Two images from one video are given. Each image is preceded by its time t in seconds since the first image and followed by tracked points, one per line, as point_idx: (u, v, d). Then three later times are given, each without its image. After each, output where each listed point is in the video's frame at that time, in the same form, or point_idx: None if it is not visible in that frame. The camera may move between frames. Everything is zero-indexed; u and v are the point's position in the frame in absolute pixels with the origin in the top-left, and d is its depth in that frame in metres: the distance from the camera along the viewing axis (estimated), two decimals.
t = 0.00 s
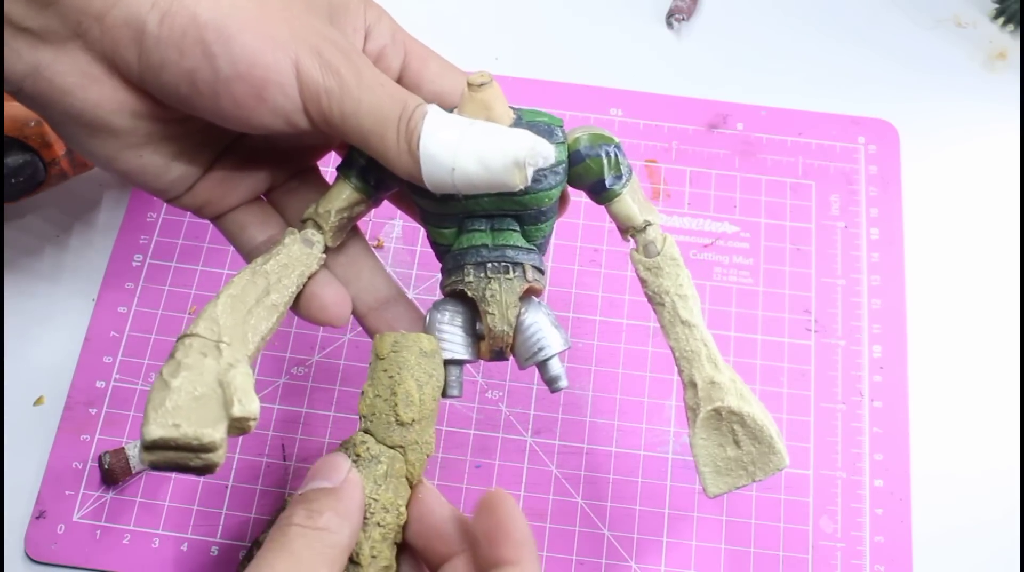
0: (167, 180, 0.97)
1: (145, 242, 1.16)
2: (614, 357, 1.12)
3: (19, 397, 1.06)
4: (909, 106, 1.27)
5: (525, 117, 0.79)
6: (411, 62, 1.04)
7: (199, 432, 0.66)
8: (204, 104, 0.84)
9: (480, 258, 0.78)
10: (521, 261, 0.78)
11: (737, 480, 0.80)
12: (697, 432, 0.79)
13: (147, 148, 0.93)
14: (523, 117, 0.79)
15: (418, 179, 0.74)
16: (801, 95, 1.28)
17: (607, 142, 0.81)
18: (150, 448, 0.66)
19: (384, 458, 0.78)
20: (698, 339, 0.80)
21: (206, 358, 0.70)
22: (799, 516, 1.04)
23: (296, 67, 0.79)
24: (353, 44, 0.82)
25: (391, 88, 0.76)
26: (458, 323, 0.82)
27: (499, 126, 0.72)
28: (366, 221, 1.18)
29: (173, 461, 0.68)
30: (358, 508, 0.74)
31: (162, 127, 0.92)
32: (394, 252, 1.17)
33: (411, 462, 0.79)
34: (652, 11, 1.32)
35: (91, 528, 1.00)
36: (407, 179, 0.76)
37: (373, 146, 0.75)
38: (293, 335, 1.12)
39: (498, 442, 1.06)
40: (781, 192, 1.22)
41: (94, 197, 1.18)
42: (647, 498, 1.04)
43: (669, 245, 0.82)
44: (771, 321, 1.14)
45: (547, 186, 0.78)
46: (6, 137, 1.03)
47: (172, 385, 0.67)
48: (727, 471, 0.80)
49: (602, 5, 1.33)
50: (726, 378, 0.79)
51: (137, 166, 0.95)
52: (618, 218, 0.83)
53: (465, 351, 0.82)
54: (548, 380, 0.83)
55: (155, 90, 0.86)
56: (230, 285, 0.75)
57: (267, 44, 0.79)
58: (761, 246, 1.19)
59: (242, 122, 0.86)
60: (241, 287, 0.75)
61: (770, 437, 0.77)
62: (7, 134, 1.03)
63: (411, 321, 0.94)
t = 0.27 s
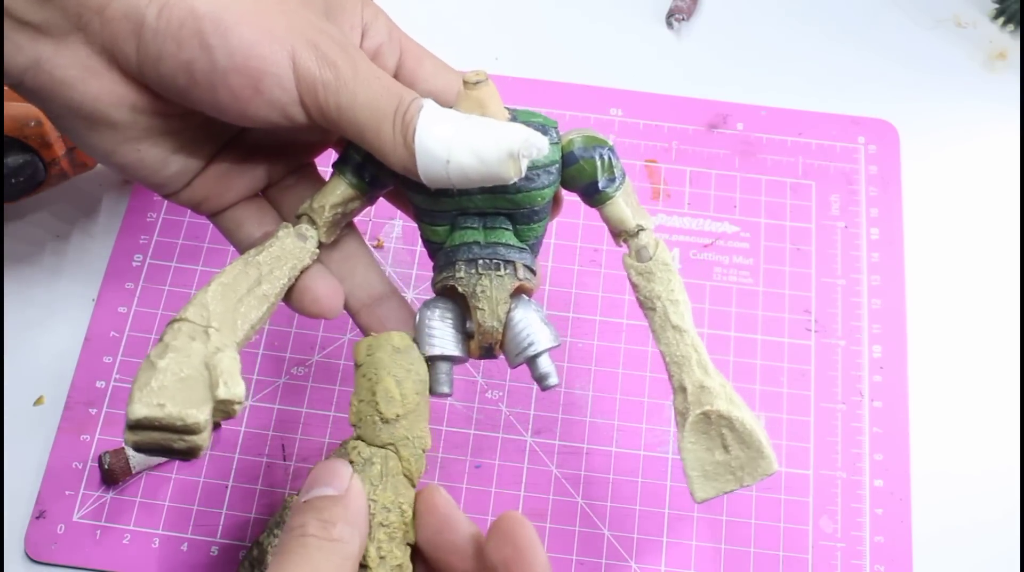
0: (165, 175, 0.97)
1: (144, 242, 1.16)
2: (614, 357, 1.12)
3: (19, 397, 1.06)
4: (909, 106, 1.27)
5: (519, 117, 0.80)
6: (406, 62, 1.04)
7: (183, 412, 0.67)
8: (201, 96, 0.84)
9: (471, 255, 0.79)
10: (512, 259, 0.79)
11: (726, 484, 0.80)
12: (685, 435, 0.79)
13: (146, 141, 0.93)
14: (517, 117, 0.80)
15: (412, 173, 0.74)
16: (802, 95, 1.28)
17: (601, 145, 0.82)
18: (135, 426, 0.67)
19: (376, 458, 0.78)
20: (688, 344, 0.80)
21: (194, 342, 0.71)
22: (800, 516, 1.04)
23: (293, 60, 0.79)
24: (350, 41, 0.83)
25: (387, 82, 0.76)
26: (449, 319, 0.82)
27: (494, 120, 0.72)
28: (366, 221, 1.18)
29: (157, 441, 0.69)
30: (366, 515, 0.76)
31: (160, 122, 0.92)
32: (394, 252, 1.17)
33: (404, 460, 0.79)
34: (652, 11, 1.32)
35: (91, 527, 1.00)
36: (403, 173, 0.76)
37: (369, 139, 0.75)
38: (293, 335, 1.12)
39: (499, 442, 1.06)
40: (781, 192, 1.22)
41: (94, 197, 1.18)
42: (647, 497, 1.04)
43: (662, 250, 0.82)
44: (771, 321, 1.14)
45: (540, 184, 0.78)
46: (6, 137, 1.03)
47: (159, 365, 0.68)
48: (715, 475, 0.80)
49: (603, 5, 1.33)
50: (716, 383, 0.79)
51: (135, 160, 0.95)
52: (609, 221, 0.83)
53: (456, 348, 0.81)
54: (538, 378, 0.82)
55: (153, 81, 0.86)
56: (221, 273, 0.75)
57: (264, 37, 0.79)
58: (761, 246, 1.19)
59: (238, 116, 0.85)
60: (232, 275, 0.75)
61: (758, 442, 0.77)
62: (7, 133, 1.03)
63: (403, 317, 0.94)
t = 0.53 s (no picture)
0: (177, 166, 0.97)
1: (145, 242, 1.16)
2: (614, 357, 1.12)
3: (19, 398, 1.06)
4: (909, 106, 1.27)
5: (529, 95, 0.79)
6: (412, 49, 1.04)
7: (214, 404, 0.67)
8: (212, 81, 0.84)
9: (489, 234, 0.79)
10: (530, 236, 0.79)
11: (754, 447, 0.79)
12: (713, 400, 0.79)
13: (158, 131, 0.93)
14: (527, 94, 0.79)
15: (426, 154, 0.74)
16: (802, 95, 1.28)
17: (612, 118, 0.81)
18: (167, 420, 0.67)
19: (402, 438, 0.78)
20: (710, 309, 0.80)
21: (220, 334, 0.71)
22: (799, 516, 1.04)
23: (304, 44, 0.79)
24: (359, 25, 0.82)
25: (399, 65, 0.76)
26: (470, 298, 0.83)
27: (505, 99, 0.72)
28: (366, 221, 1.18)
29: (189, 434, 0.69)
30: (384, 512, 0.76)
31: (171, 111, 0.92)
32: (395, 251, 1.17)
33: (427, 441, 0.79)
34: (652, 11, 1.32)
35: (91, 528, 1.00)
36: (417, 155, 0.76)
37: (382, 121, 0.75)
38: (293, 335, 1.12)
39: (498, 442, 1.06)
40: (781, 192, 1.22)
41: (94, 197, 1.18)
42: (647, 498, 1.04)
43: (677, 219, 0.82)
44: (771, 321, 1.14)
45: (553, 160, 0.77)
46: (6, 137, 1.03)
47: (187, 358, 0.68)
48: (744, 438, 0.79)
49: (602, 5, 1.33)
50: (740, 346, 0.78)
51: (148, 152, 0.95)
52: (624, 192, 0.82)
53: (479, 327, 0.82)
54: (563, 352, 0.83)
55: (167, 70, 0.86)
56: (244, 264, 0.75)
57: (275, 21, 0.79)
58: (761, 246, 1.19)
59: (250, 102, 0.85)
60: (254, 265, 0.75)
61: (785, 402, 0.76)
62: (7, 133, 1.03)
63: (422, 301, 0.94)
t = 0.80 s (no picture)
0: (183, 163, 0.97)
1: (145, 242, 1.16)
2: (614, 357, 1.12)
3: (19, 398, 1.06)
4: (908, 106, 1.27)
5: (534, 94, 0.79)
6: (418, 44, 1.04)
7: (216, 407, 0.67)
8: (218, 79, 0.84)
9: (493, 234, 0.79)
10: (534, 237, 0.79)
11: (753, 450, 0.82)
12: (715, 401, 0.81)
13: (163, 128, 0.93)
14: (532, 92, 0.79)
15: (430, 154, 0.74)
16: (802, 95, 1.28)
17: (617, 118, 0.81)
18: (169, 422, 0.67)
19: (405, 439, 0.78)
20: (713, 311, 0.81)
21: (223, 336, 0.71)
22: (799, 516, 1.04)
23: (309, 42, 0.79)
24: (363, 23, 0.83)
25: (403, 63, 0.77)
26: (473, 298, 0.83)
27: (509, 99, 0.72)
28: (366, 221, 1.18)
29: (192, 435, 0.69)
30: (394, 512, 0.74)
31: (176, 108, 0.92)
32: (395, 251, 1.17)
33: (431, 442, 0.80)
34: (652, 11, 1.32)
35: (91, 527, 1.00)
36: (421, 155, 0.76)
37: (386, 120, 0.75)
38: (293, 335, 1.12)
39: (498, 442, 1.06)
40: (781, 192, 1.22)
41: (94, 197, 1.18)
42: (647, 498, 1.04)
43: (682, 219, 0.82)
44: (771, 321, 1.14)
45: (558, 161, 0.78)
46: (6, 137, 1.03)
47: (190, 360, 0.68)
48: (743, 440, 0.82)
49: (602, 5, 1.33)
50: (742, 348, 0.80)
51: (153, 148, 0.95)
52: (630, 192, 0.82)
53: (482, 328, 0.83)
54: (564, 352, 0.84)
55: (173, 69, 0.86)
56: (247, 265, 0.75)
57: (280, 20, 0.79)
58: (761, 246, 1.19)
59: (255, 100, 0.85)
60: (257, 266, 0.75)
61: (785, 407, 0.79)
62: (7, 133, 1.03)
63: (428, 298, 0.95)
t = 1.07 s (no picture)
0: (184, 158, 0.97)
1: (145, 242, 1.16)
2: (614, 357, 1.12)
3: (19, 398, 1.06)
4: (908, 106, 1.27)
5: (537, 96, 0.79)
6: (422, 40, 1.04)
7: (209, 406, 0.67)
8: (220, 77, 0.84)
9: (491, 237, 0.79)
10: (531, 240, 0.79)
11: (743, 459, 0.82)
12: (707, 410, 0.80)
13: (164, 125, 0.93)
14: (535, 95, 0.79)
15: (431, 153, 0.74)
16: (802, 95, 1.28)
17: (620, 122, 0.80)
18: (162, 420, 0.68)
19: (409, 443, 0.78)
20: (708, 318, 0.81)
21: (218, 334, 0.71)
22: (799, 516, 1.04)
23: (311, 40, 0.79)
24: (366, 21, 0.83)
25: (406, 62, 0.77)
26: (469, 300, 0.82)
27: (510, 101, 0.73)
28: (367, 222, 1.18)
29: (185, 432, 0.69)
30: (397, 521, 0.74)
31: (178, 105, 0.92)
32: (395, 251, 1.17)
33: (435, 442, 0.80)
34: (652, 11, 1.32)
35: (91, 527, 1.00)
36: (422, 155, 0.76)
37: (387, 118, 0.75)
38: (293, 335, 1.12)
39: (498, 442, 1.06)
40: (781, 192, 1.22)
41: (94, 197, 1.18)
42: (647, 497, 1.04)
43: (682, 225, 0.82)
44: (771, 321, 1.14)
45: (558, 164, 0.78)
46: (7, 137, 1.03)
47: (184, 359, 0.68)
48: (733, 450, 0.81)
49: (602, 5, 1.33)
50: (736, 357, 0.80)
51: (154, 144, 0.95)
52: (630, 197, 0.82)
53: (477, 329, 0.83)
54: (557, 356, 0.83)
55: (177, 69, 0.86)
56: (244, 263, 0.75)
57: (282, 17, 0.80)
58: (761, 246, 1.19)
59: (257, 97, 0.85)
60: (254, 264, 0.75)
61: (776, 419, 0.78)
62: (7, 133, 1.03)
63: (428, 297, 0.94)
